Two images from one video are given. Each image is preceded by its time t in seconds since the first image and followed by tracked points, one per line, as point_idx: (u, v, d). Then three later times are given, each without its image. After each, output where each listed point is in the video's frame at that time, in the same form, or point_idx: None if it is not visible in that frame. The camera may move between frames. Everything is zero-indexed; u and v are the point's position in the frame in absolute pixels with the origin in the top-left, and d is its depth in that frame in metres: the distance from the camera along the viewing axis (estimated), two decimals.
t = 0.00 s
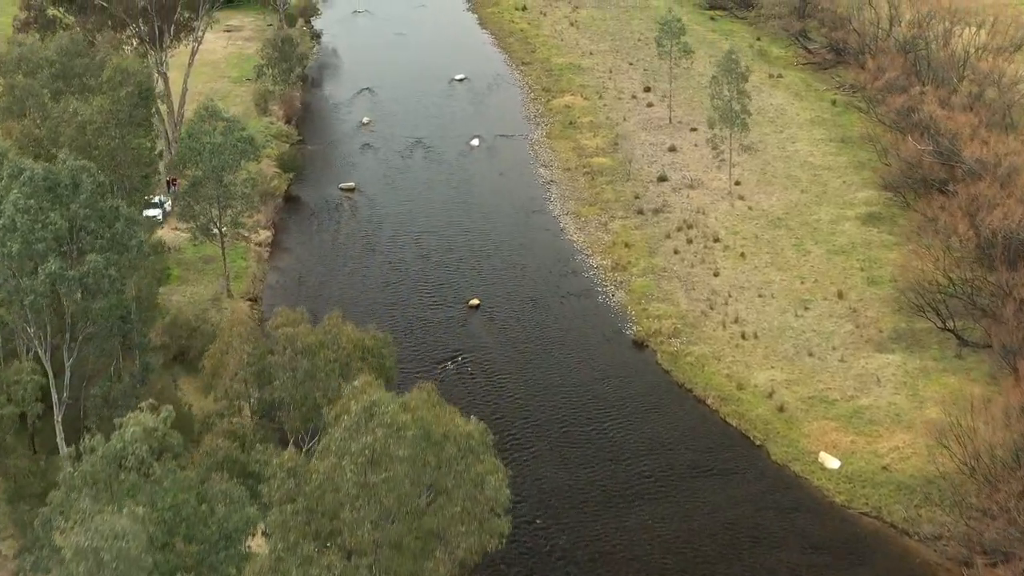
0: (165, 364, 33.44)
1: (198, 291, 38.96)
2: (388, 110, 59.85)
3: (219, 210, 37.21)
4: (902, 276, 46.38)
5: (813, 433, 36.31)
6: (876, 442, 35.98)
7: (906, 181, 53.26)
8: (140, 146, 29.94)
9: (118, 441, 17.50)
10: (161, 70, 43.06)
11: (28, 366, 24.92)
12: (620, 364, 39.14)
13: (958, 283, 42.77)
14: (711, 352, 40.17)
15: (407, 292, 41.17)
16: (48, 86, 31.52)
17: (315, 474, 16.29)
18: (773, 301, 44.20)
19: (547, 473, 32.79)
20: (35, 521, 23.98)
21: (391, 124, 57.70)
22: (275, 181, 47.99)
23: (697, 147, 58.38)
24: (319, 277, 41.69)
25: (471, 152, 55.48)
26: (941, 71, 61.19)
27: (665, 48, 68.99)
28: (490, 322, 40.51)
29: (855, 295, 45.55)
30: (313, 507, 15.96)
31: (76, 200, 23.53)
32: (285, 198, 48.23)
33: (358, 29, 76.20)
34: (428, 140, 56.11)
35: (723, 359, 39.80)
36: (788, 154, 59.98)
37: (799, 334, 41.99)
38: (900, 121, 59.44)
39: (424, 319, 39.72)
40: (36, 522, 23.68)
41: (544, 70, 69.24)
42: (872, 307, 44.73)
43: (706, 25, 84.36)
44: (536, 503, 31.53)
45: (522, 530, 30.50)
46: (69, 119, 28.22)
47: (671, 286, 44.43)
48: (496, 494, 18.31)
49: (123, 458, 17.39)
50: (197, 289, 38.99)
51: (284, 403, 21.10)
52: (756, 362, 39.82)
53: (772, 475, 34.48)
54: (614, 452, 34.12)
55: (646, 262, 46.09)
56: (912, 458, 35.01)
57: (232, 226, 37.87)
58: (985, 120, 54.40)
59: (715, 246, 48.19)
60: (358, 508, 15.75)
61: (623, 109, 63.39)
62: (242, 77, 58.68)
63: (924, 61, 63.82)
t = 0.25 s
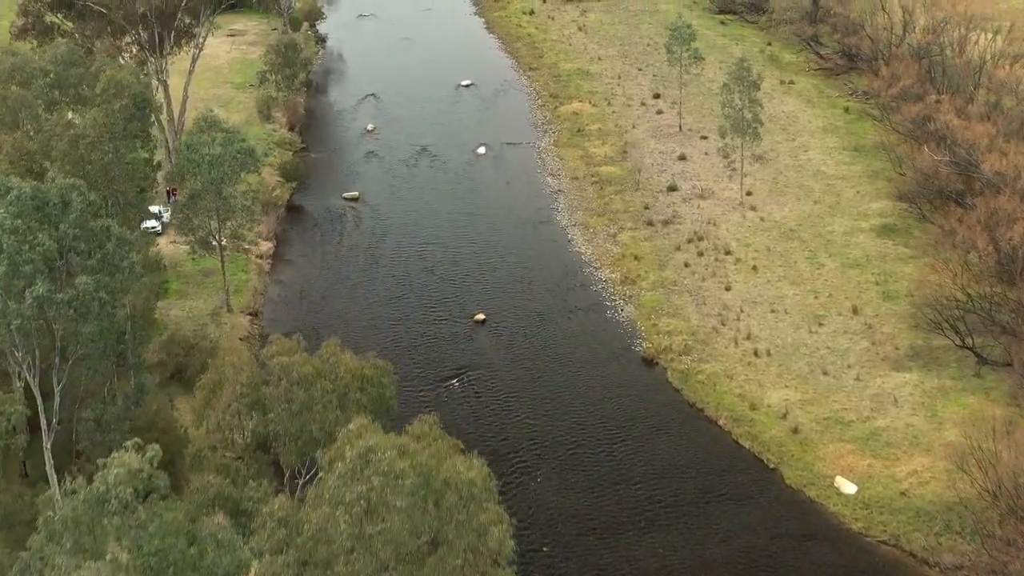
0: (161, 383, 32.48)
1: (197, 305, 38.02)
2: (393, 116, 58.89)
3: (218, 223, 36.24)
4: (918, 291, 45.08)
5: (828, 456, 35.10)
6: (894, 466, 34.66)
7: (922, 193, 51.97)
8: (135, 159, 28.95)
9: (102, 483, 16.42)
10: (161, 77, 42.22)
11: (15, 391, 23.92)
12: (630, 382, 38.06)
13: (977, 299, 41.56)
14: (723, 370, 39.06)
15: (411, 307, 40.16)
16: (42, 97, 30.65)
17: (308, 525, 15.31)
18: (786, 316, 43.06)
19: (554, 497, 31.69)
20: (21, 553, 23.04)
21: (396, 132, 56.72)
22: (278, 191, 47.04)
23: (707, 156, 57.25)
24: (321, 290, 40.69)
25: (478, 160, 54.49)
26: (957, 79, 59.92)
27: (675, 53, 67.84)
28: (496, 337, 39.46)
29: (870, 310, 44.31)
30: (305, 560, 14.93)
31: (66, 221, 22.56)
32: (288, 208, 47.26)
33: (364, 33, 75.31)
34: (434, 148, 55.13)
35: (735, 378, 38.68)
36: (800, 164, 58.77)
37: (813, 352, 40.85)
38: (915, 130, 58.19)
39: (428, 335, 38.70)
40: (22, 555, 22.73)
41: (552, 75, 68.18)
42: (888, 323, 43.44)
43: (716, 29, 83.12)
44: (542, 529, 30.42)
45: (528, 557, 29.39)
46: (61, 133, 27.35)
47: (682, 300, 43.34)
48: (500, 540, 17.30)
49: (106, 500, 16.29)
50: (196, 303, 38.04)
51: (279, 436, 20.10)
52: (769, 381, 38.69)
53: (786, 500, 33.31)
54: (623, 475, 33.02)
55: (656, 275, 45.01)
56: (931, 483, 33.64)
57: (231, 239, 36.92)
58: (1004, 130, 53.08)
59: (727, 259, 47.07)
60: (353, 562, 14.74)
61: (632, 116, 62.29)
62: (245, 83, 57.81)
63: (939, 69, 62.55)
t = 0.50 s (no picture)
0: (156, 403, 31.56)
1: (196, 320, 37.11)
2: (399, 123, 57.93)
3: (218, 237, 35.33)
4: (936, 307, 43.78)
5: (845, 480, 33.90)
6: (913, 491, 33.38)
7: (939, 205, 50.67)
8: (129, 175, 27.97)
9: (82, 530, 15.43)
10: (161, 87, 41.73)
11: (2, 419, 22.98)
12: (640, 401, 37.00)
13: (998, 316, 40.22)
14: (736, 389, 37.96)
15: (415, 322, 39.17)
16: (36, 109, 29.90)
17: None
18: (800, 333, 41.93)
19: (562, 524, 30.63)
20: None
21: (402, 139, 55.77)
22: (280, 201, 46.19)
23: (718, 165, 56.14)
24: (324, 305, 39.74)
25: (485, 169, 53.51)
26: (975, 88, 58.65)
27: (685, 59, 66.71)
28: (503, 353, 38.45)
29: (887, 326, 43.08)
30: None
31: (54, 242, 21.63)
32: (291, 218, 46.32)
33: (370, 37, 74.42)
34: (440, 156, 54.17)
35: (749, 398, 37.57)
36: (813, 173, 57.55)
37: (828, 370, 39.71)
38: (932, 139, 56.93)
39: (433, 352, 37.70)
40: None
41: (560, 81, 67.16)
42: (905, 340, 42.18)
43: (727, 34, 81.90)
44: (550, 557, 29.35)
45: None
46: (53, 147, 26.53)
47: (693, 316, 42.28)
48: None
49: (85, 548, 15.31)
50: (196, 317, 37.14)
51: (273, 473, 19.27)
52: (783, 401, 37.56)
53: (801, 527, 32.15)
54: (634, 500, 31.95)
55: (667, 289, 43.95)
56: (952, 509, 32.31)
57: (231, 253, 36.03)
58: None
59: (739, 272, 45.98)
60: None
61: (642, 124, 61.22)
62: (249, 89, 56.96)
63: (956, 77, 61.31)
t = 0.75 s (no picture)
0: (152, 423, 30.64)
1: (196, 336, 36.19)
2: (405, 131, 56.98)
3: (217, 251, 34.46)
4: (956, 324, 42.48)
5: (862, 506, 32.69)
6: (933, 519, 32.11)
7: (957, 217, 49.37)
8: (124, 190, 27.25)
9: None
10: (161, 92, 40.98)
11: None
12: (651, 421, 35.94)
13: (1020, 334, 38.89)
14: (750, 410, 36.86)
15: (420, 339, 38.19)
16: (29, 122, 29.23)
17: None
18: (815, 351, 40.77)
19: (571, 552, 29.56)
20: None
21: (409, 147, 54.83)
22: (283, 212, 45.32)
23: (730, 175, 55.04)
24: (326, 321, 38.82)
25: (492, 178, 52.52)
26: (993, 97, 57.35)
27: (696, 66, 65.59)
28: (510, 371, 37.44)
29: (904, 344, 41.83)
30: None
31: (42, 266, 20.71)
32: (294, 229, 45.40)
33: (377, 42, 73.53)
34: (447, 165, 53.21)
35: (763, 419, 36.44)
36: (827, 183, 56.31)
37: (845, 390, 38.55)
38: (949, 149, 55.65)
39: (438, 370, 36.71)
40: None
41: (569, 87, 66.12)
42: (923, 358, 40.90)
43: (738, 39, 80.66)
44: None
45: None
46: (45, 163, 26.02)
47: (705, 332, 41.21)
48: None
49: None
50: (195, 332, 36.24)
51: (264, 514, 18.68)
52: (798, 422, 36.43)
53: (818, 556, 30.97)
54: (645, 526, 30.89)
55: (678, 304, 42.89)
56: (974, 539, 31.03)
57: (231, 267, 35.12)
58: None
59: (752, 286, 44.87)
60: None
61: (652, 132, 60.13)
62: (253, 95, 56.13)
63: (973, 86, 60.04)
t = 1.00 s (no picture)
0: (147, 446, 29.69)
1: (195, 352, 35.27)
2: (411, 138, 56.05)
3: (217, 267, 33.55)
4: (976, 342, 41.15)
5: (882, 535, 31.43)
6: (955, 549, 30.81)
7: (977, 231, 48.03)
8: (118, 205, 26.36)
9: None
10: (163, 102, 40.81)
11: None
12: (662, 443, 34.87)
13: None
14: (765, 432, 35.73)
15: (425, 357, 37.21)
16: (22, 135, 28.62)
17: None
18: (831, 369, 39.61)
19: None
20: None
21: (415, 155, 53.89)
22: (286, 223, 44.43)
23: (743, 185, 53.93)
24: (330, 337, 37.90)
25: (500, 188, 51.54)
26: (1012, 106, 56.05)
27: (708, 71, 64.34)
28: (518, 389, 36.41)
29: (923, 362, 40.55)
30: None
31: (28, 291, 19.76)
32: (297, 240, 44.46)
33: (384, 46, 72.66)
34: (454, 174, 52.25)
35: (778, 442, 35.31)
36: (842, 194, 55.07)
37: (862, 411, 37.35)
38: (967, 159, 54.39)
39: (444, 388, 35.72)
40: None
41: (579, 94, 65.11)
42: (943, 377, 39.59)
43: (750, 44, 79.46)
44: None
45: None
46: (36, 180, 25.36)
47: (718, 349, 40.12)
48: None
49: None
50: (195, 349, 35.32)
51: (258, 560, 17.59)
52: (814, 446, 35.26)
53: None
54: (658, 554, 29.74)
55: (690, 320, 41.83)
56: (999, 571, 29.72)
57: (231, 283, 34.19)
58: None
59: (765, 301, 43.76)
60: None
61: (662, 140, 59.06)
62: (257, 101, 55.29)
63: (991, 94, 58.75)
